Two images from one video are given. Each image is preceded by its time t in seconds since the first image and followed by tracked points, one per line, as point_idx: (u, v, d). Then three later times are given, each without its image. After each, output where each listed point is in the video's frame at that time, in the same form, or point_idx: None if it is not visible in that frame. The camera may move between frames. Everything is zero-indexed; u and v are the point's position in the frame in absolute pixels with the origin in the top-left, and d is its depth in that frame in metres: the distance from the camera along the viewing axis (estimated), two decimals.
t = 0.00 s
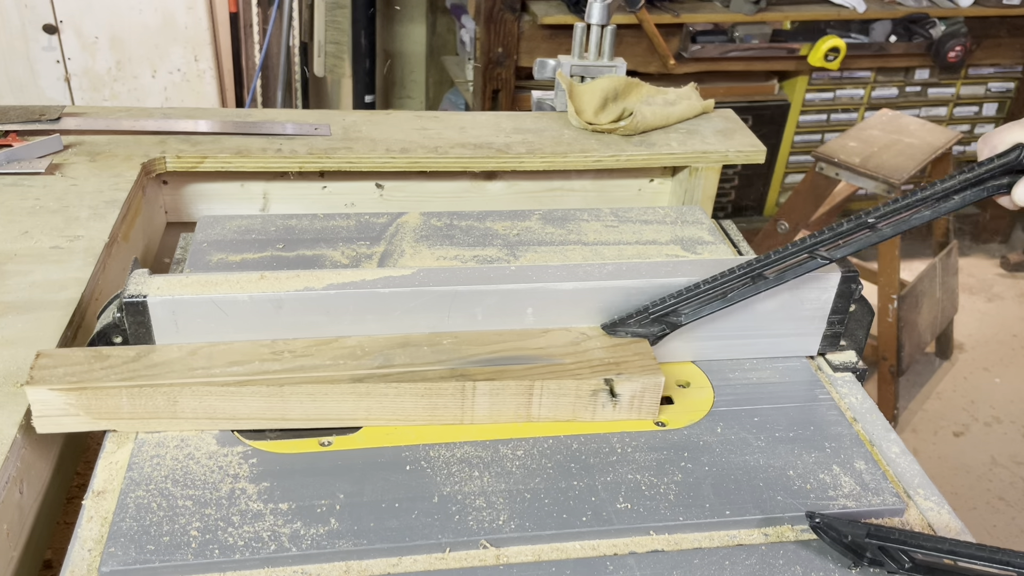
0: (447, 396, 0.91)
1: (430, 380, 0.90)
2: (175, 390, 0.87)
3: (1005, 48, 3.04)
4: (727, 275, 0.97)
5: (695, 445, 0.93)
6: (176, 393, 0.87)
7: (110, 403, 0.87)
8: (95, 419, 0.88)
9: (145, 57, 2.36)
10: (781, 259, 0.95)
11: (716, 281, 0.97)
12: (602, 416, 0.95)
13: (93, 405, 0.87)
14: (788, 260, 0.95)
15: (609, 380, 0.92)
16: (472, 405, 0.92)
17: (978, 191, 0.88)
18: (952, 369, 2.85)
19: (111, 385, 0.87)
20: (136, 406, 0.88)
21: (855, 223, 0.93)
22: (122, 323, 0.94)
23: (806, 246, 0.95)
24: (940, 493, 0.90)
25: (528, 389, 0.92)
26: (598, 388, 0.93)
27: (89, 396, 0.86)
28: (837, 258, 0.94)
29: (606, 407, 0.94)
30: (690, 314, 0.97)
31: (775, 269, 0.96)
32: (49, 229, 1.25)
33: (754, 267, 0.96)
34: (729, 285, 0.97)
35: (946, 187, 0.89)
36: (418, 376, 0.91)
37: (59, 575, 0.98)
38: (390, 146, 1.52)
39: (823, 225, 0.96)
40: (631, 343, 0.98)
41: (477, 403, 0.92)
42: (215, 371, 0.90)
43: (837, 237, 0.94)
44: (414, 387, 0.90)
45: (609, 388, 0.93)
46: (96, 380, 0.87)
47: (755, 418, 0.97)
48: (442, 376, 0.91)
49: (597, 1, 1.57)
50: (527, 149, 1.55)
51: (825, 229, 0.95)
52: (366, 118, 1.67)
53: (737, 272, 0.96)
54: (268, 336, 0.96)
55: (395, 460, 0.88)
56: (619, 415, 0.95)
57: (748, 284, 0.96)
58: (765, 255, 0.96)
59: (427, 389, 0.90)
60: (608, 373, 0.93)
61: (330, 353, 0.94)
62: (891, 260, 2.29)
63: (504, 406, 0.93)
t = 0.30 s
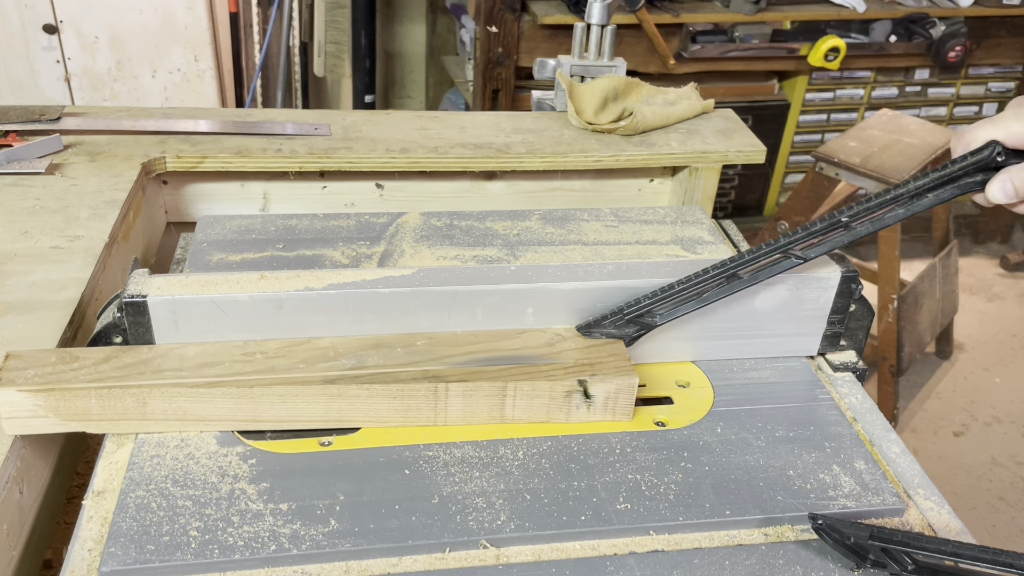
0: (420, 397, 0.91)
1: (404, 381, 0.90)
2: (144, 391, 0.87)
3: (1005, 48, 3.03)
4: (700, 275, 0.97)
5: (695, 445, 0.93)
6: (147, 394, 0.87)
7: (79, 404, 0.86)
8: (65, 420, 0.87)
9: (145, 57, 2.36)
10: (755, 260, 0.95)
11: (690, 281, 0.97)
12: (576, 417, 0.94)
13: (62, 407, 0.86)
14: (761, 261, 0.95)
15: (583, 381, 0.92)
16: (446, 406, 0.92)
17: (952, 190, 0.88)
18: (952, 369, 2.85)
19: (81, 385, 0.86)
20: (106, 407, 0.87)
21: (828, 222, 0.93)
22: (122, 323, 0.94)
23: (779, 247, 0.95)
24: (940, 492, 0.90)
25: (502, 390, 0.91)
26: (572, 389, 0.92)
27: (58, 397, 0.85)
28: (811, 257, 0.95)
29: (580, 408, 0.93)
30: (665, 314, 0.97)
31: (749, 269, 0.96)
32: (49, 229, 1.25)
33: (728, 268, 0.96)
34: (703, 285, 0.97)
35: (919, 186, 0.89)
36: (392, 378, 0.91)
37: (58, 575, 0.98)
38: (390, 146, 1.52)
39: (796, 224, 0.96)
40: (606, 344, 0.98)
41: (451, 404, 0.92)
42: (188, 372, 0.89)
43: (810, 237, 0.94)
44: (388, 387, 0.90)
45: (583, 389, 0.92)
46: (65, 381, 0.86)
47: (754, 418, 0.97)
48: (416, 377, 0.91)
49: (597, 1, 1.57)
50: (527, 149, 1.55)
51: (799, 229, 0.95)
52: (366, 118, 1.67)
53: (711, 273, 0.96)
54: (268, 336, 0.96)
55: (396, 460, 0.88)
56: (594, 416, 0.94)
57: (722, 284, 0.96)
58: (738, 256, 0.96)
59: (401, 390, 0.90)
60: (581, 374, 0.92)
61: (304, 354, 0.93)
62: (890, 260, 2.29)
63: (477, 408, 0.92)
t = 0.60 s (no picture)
0: (384, 399, 0.90)
1: (366, 383, 0.89)
2: (102, 393, 0.86)
3: (1005, 48, 3.03)
4: (665, 275, 0.97)
5: (695, 445, 0.93)
6: (105, 397, 0.86)
7: (38, 407, 0.86)
8: (23, 422, 0.86)
9: (145, 57, 2.36)
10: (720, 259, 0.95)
11: (656, 280, 0.97)
12: (542, 420, 0.94)
13: (21, 409, 0.85)
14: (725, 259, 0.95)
15: (548, 383, 0.91)
16: (409, 408, 0.91)
17: (915, 183, 0.91)
18: (952, 369, 2.85)
19: (36, 388, 0.86)
20: (66, 409, 0.86)
21: (794, 220, 0.93)
22: (122, 323, 0.94)
23: (745, 245, 0.95)
24: (940, 493, 0.90)
25: (466, 392, 0.90)
26: (537, 391, 0.91)
27: (17, 400, 0.85)
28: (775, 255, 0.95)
29: (546, 411, 0.93)
30: (631, 315, 0.96)
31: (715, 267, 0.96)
32: (49, 229, 1.24)
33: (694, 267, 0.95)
34: (670, 284, 0.96)
35: (883, 180, 0.91)
36: (356, 379, 0.90)
37: (59, 575, 0.98)
38: (390, 146, 1.52)
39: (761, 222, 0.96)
40: (573, 347, 0.97)
41: (414, 407, 0.91)
42: (164, 374, 0.89)
43: (774, 235, 0.94)
44: (348, 389, 0.89)
45: (548, 391, 0.92)
46: (22, 385, 0.86)
47: (754, 419, 0.97)
48: (378, 378, 0.90)
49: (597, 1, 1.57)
50: (527, 149, 1.55)
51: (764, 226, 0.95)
52: (366, 118, 1.67)
53: (677, 272, 0.96)
54: (268, 336, 0.96)
55: (396, 462, 0.88)
56: (561, 418, 0.94)
57: (688, 284, 0.96)
58: (704, 255, 0.96)
59: (363, 392, 0.89)
60: (546, 376, 0.92)
61: (266, 355, 0.93)
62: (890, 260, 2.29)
63: (442, 410, 0.91)
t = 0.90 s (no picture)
0: (357, 400, 0.89)
1: (338, 385, 0.89)
2: (74, 393, 0.86)
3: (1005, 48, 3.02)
4: (582, 277, 0.94)
5: (695, 445, 0.93)
6: (76, 396, 0.86)
7: (8, 407, 0.85)
8: None
9: (145, 57, 2.36)
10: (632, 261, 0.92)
11: (571, 283, 0.94)
12: (517, 421, 0.93)
13: None
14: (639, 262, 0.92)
15: (523, 385, 0.91)
16: (382, 410, 0.90)
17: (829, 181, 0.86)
18: (952, 369, 2.85)
19: (2, 390, 0.85)
20: (37, 409, 0.86)
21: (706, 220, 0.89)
22: (122, 323, 0.94)
23: (657, 246, 0.91)
24: (941, 493, 0.90)
25: (440, 394, 0.90)
26: (511, 393, 0.92)
27: None
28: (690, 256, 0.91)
29: (520, 412, 0.93)
30: (546, 319, 0.95)
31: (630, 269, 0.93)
32: (49, 229, 1.24)
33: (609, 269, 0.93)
34: (584, 288, 0.94)
35: (796, 178, 0.86)
36: (327, 381, 0.90)
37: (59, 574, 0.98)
38: (390, 146, 1.52)
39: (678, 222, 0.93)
40: (489, 351, 0.96)
41: (387, 408, 0.90)
42: (163, 373, 0.89)
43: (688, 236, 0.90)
44: (320, 391, 0.89)
45: (523, 393, 0.92)
46: None
47: (755, 419, 0.97)
48: (351, 379, 0.90)
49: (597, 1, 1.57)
50: (527, 149, 1.55)
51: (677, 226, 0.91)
52: (366, 118, 1.67)
53: (592, 275, 0.94)
54: (267, 336, 0.96)
55: (396, 462, 0.88)
56: (535, 419, 0.93)
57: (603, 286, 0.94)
58: (617, 257, 0.92)
59: (336, 393, 0.89)
60: (521, 378, 0.92)
61: (242, 356, 0.93)
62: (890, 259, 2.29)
63: (416, 411, 0.91)
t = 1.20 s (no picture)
0: (358, 400, 0.89)
1: (339, 384, 0.89)
2: (74, 393, 0.86)
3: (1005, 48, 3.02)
4: (492, 279, 0.92)
5: (695, 445, 0.93)
6: (76, 396, 0.86)
7: (9, 407, 0.85)
8: None
9: (145, 57, 2.36)
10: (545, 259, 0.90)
11: (482, 286, 0.92)
12: (518, 421, 0.93)
13: None
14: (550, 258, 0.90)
15: (523, 384, 0.92)
16: (383, 410, 0.90)
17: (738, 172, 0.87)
18: (952, 369, 2.85)
19: (2, 390, 0.85)
20: (38, 409, 0.86)
21: (616, 215, 0.88)
22: (122, 323, 0.94)
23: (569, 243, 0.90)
24: (940, 493, 0.90)
25: (441, 393, 0.90)
26: (512, 393, 0.92)
27: None
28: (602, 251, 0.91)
29: (521, 412, 0.93)
30: (464, 320, 0.93)
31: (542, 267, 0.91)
32: (49, 229, 1.24)
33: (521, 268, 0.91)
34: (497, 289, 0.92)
35: (705, 171, 0.86)
36: (328, 381, 0.90)
37: (58, 574, 0.98)
38: (390, 146, 1.52)
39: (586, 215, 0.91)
40: (405, 355, 0.95)
41: (388, 408, 0.90)
42: (163, 373, 0.89)
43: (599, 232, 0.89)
44: (321, 391, 0.89)
45: (523, 392, 0.92)
46: None
47: (755, 420, 0.97)
48: (351, 379, 0.90)
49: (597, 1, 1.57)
50: (527, 149, 1.55)
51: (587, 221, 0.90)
52: (366, 118, 1.67)
53: (504, 275, 0.91)
54: (270, 337, 0.97)
55: (397, 462, 0.88)
56: (536, 419, 0.93)
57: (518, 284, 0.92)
58: (529, 256, 0.90)
59: (337, 393, 0.89)
60: (522, 378, 0.92)
61: (242, 356, 0.93)
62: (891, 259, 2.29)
63: (417, 412, 0.91)
